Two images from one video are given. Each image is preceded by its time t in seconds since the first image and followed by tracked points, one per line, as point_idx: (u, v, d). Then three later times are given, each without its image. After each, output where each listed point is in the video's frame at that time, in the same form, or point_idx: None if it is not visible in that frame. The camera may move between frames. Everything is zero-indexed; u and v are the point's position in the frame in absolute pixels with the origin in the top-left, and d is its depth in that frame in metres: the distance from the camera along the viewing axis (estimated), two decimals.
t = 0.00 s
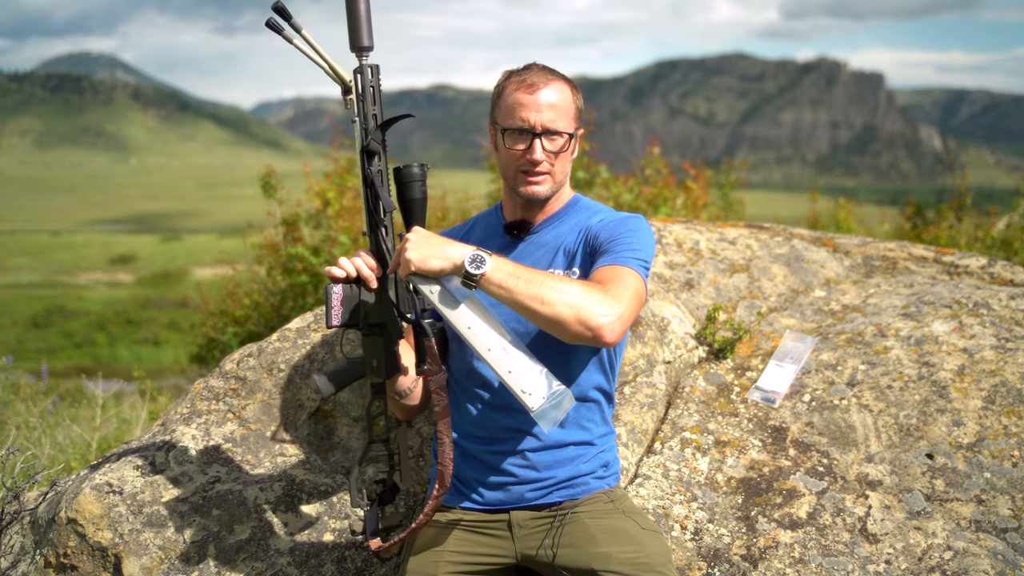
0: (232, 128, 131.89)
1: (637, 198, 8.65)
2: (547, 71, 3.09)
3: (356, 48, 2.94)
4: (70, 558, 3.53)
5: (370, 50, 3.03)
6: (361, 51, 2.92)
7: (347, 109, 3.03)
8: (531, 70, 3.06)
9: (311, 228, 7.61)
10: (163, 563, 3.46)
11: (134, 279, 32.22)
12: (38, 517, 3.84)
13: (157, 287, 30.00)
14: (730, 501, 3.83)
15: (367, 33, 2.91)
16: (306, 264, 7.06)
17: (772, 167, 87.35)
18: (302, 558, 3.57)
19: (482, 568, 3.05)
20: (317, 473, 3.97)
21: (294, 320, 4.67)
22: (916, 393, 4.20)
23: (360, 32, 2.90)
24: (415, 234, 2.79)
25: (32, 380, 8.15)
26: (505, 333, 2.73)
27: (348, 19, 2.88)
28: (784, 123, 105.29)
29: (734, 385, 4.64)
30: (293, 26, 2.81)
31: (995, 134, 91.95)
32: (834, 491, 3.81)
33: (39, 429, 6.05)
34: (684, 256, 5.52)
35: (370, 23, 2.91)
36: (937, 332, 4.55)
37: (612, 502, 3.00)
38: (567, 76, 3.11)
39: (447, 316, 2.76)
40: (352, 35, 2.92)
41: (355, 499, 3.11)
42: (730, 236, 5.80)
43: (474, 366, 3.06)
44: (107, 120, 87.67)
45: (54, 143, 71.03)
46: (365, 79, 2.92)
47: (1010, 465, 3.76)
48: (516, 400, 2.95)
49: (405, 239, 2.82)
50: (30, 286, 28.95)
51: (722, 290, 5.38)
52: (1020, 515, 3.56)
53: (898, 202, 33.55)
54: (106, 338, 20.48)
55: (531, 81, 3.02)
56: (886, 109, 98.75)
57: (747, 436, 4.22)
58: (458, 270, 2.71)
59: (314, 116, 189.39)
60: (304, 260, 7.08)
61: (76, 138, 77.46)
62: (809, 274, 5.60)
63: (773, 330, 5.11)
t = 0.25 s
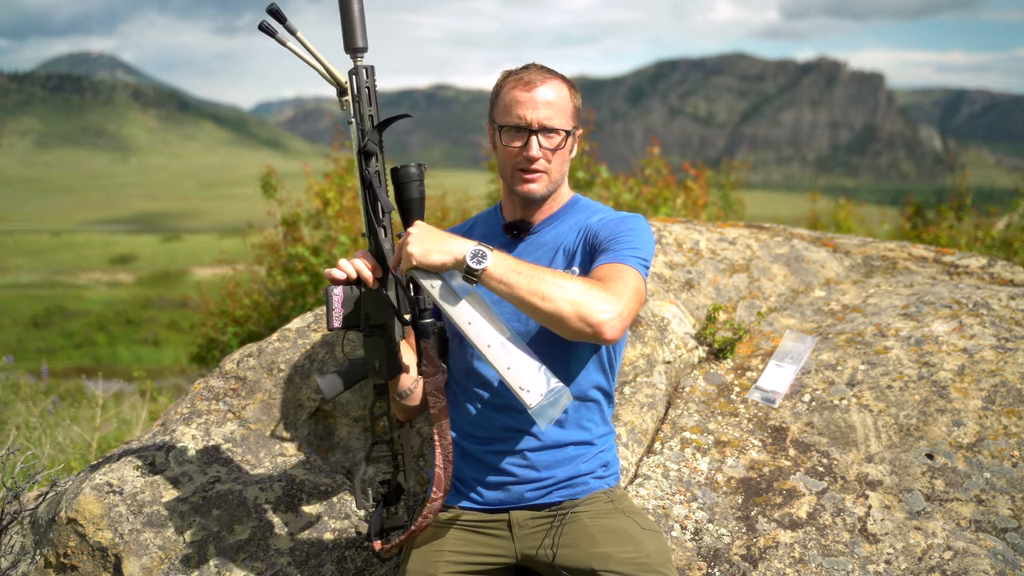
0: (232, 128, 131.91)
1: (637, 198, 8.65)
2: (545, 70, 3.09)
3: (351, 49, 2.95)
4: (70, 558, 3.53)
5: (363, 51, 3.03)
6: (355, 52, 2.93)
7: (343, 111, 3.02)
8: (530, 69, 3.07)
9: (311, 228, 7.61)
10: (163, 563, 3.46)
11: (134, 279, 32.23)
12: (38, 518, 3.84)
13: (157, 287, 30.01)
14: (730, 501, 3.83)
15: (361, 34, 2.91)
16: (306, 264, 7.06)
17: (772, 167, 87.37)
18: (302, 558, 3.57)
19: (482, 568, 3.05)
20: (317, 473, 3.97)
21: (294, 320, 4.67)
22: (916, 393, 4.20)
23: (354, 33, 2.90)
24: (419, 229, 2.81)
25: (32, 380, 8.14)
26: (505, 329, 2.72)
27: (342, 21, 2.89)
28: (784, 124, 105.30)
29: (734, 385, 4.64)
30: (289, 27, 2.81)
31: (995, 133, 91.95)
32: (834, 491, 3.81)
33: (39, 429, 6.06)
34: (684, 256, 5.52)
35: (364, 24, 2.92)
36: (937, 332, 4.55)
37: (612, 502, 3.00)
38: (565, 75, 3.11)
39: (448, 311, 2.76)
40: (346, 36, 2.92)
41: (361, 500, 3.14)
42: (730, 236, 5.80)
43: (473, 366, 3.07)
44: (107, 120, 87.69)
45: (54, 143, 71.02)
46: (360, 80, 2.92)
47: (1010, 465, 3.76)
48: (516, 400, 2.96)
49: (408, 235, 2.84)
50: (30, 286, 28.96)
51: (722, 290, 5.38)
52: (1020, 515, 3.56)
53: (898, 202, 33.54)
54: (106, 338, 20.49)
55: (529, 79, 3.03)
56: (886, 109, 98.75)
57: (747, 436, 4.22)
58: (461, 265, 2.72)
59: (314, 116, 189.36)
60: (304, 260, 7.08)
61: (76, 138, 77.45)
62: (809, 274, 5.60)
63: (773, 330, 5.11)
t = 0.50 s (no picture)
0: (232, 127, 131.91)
1: (637, 198, 8.65)
2: (538, 71, 3.12)
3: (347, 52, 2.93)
4: (70, 558, 3.53)
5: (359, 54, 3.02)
6: (351, 54, 2.92)
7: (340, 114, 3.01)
8: (524, 69, 3.13)
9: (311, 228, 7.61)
10: (163, 563, 3.46)
11: (134, 279, 32.23)
12: (38, 518, 3.84)
13: (157, 287, 30.01)
14: (730, 501, 3.83)
15: (357, 36, 2.90)
16: (306, 264, 7.06)
17: (771, 167, 87.36)
18: (302, 558, 3.57)
19: (482, 568, 3.05)
20: (317, 473, 3.97)
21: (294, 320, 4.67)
22: (916, 393, 4.20)
23: (349, 34, 2.89)
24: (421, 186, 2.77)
25: (32, 380, 8.14)
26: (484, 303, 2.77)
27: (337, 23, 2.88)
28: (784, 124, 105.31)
29: (734, 385, 4.64)
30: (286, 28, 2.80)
31: (995, 134, 91.96)
32: (834, 491, 3.82)
33: (39, 429, 6.06)
34: (684, 256, 5.52)
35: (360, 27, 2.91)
36: (937, 332, 4.55)
37: (612, 502, 3.00)
38: (558, 77, 3.11)
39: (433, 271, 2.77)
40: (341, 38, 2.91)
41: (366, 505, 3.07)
42: (730, 235, 5.80)
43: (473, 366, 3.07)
44: (107, 120, 87.71)
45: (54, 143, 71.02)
46: (357, 81, 2.91)
47: (1010, 465, 3.76)
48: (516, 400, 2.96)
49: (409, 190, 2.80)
50: (30, 286, 28.96)
51: (722, 290, 5.38)
52: (1020, 515, 3.56)
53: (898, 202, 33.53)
54: (106, 338, 20.49)
55: (515, 77, 3.09)
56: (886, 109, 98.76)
57: (747, 436, 4.22)
58: (459, 231, 2.70)
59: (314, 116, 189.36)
60: (303, 260, 7.08)
61: (76, 138, 77.44)
62: (809, 274, 5.60)
63: (773, 330, 5.11)
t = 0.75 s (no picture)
0: (232, 128, 131.93)
1: (637, 198, 8.65)
2: (539, 69, 3.13)
3: (347, 51, 2.93)
4: (70, 558, 3.53)
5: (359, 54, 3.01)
6: (352, 54, 2.92)
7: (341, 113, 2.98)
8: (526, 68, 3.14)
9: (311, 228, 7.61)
10: (163, 563, 3.46)
11: (134, 279, 32.24)
12: (38, 518, 3.85)
13: (157, 287, 30.01)
14: (730, 501, 3.83)
15: (358, 36, 2.90)
16: (305, 264, 7.06)
17: (771, 167, 87.34)
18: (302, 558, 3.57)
19: (482, 568, 3.05)
20: (317, 473, 3.97)
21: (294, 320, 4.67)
22: (916, 393, 4.20)
23: (351, 34, 2.88)
24: (434, 135, 2.82)
25: (31, 380, 8.14)
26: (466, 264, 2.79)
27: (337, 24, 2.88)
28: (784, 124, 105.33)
29: (734, 385, 4.64)
30: (289, 30, 2.79)
31: (995, 133, 91.95)
32: (834, 491, 3.82)
33: (39, 429, 6.06)
34: (684, 256, 5.52)
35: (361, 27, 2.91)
36: (937, 332, 4.55)
37: (612, 502, 3.00)
38: (560, 76, 3.11)
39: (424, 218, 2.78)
40: (342, 38, 2.90)
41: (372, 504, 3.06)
42: (730, 235, 5.80)
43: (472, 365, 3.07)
44: (106, 120, 87.71)
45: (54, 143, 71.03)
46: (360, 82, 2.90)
47: (1010, 465, 3.76)
48: (515, 399, 2.96)
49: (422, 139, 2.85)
50: (30, 286, 28.97)
51: (722, 290, 5.38)
52: (1020, 515, 3.56)
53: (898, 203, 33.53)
54: (106, 338, 20.50)
55: (517, 75, 3.10)
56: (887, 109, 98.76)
57: (747, 436, 4.22)
58: (460, 185, 2.74)
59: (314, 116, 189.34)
60: (303, 260, 7.08)
61: (76, 138, 77.44)
62: (809, 274, 5.60)
63: (773, 330, 5.11)
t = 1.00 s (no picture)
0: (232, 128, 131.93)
1: (637, 198, 8.65)
2: (549, 70, 3.11)
3: (348, 50, 2.93)
4: (70, 558, 3.53)
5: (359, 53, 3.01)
6: (354, 53, 2.92)
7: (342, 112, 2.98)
8: (535, 68, 3.11)
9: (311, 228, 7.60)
10: (163, 563, 3.46)
11: (134, 279, 32.23)
12: (39, 518, 3.85)
13: (157, 287, 30.01)
14: (730, 501, 3.83)
15: (359, 35, 2.91)
16: (305, 264, 7.06)
17: (772, 167, 87.35)
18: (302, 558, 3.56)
19: (482, 568, 3.05)
20: (317, 473, 3.97)
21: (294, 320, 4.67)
22: (916, 393, 4.20)
23: (351, 33, 2.89)
24: (418, 156, 2.79)
25: (31, 380, 8.14)
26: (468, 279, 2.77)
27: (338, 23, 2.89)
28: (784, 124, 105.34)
29: (734, 385, 4.64)
30: (292, 27, 2.79)
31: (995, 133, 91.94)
32: (834, 491, 3.82)
33: (39, 429, 6.05)
34: (684, 256, 5.52)
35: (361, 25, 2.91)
36: (937, 332, 4.55)
37: (612, 502, 3.00)
38: (570, 77, 3.12)
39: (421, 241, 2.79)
40: (343, 36, 2.90)
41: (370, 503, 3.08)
42: (730, 235, 5.80)
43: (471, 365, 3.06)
44: (106, 120, 87.72)
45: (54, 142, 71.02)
46: (361, 80, 2.91)
47: (1010, 465, 3.76)
48: (514, 399, 2.96)
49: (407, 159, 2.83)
50: (30, 286, 28.97)
51: (722, 290, 5.38)
52: (1020, 515, 3.56)
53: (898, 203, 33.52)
54: (106, 338, 20.51)
55: (529, 76, 3.06)
56: (887, 109, 98.76)
57: (747, 436, 4.22)
58: (451, 204, 2.71)
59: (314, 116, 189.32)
60: (303, 260, 7.08)
61: (75, 138, 77.45)
62: (809, 274, 5.60)
63: (773, 330, 5.11)
